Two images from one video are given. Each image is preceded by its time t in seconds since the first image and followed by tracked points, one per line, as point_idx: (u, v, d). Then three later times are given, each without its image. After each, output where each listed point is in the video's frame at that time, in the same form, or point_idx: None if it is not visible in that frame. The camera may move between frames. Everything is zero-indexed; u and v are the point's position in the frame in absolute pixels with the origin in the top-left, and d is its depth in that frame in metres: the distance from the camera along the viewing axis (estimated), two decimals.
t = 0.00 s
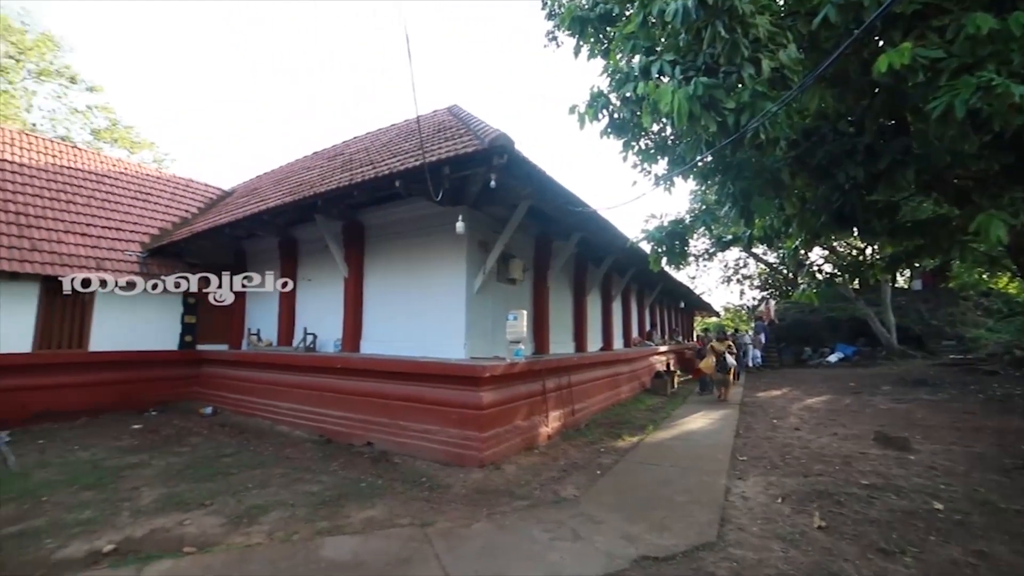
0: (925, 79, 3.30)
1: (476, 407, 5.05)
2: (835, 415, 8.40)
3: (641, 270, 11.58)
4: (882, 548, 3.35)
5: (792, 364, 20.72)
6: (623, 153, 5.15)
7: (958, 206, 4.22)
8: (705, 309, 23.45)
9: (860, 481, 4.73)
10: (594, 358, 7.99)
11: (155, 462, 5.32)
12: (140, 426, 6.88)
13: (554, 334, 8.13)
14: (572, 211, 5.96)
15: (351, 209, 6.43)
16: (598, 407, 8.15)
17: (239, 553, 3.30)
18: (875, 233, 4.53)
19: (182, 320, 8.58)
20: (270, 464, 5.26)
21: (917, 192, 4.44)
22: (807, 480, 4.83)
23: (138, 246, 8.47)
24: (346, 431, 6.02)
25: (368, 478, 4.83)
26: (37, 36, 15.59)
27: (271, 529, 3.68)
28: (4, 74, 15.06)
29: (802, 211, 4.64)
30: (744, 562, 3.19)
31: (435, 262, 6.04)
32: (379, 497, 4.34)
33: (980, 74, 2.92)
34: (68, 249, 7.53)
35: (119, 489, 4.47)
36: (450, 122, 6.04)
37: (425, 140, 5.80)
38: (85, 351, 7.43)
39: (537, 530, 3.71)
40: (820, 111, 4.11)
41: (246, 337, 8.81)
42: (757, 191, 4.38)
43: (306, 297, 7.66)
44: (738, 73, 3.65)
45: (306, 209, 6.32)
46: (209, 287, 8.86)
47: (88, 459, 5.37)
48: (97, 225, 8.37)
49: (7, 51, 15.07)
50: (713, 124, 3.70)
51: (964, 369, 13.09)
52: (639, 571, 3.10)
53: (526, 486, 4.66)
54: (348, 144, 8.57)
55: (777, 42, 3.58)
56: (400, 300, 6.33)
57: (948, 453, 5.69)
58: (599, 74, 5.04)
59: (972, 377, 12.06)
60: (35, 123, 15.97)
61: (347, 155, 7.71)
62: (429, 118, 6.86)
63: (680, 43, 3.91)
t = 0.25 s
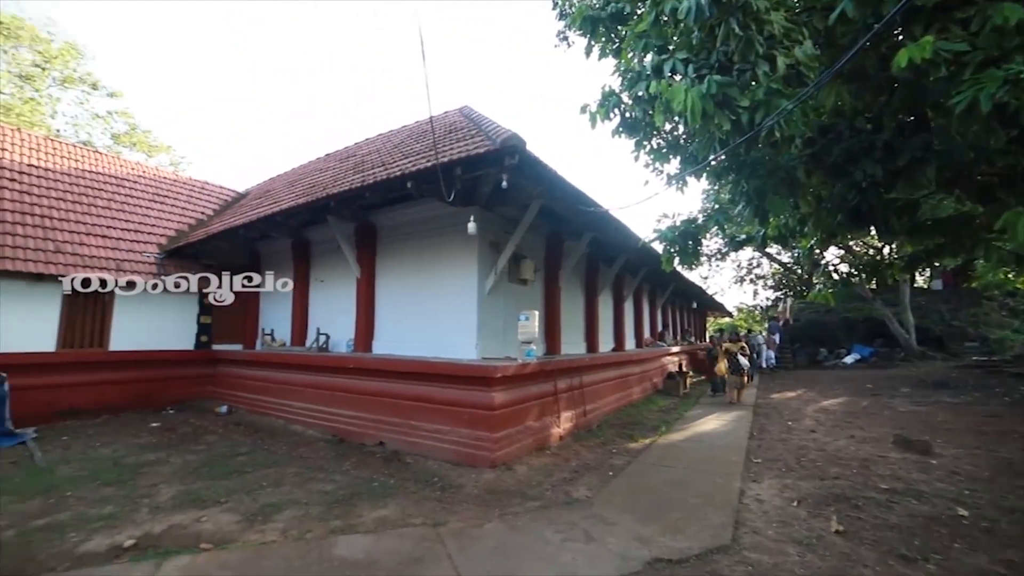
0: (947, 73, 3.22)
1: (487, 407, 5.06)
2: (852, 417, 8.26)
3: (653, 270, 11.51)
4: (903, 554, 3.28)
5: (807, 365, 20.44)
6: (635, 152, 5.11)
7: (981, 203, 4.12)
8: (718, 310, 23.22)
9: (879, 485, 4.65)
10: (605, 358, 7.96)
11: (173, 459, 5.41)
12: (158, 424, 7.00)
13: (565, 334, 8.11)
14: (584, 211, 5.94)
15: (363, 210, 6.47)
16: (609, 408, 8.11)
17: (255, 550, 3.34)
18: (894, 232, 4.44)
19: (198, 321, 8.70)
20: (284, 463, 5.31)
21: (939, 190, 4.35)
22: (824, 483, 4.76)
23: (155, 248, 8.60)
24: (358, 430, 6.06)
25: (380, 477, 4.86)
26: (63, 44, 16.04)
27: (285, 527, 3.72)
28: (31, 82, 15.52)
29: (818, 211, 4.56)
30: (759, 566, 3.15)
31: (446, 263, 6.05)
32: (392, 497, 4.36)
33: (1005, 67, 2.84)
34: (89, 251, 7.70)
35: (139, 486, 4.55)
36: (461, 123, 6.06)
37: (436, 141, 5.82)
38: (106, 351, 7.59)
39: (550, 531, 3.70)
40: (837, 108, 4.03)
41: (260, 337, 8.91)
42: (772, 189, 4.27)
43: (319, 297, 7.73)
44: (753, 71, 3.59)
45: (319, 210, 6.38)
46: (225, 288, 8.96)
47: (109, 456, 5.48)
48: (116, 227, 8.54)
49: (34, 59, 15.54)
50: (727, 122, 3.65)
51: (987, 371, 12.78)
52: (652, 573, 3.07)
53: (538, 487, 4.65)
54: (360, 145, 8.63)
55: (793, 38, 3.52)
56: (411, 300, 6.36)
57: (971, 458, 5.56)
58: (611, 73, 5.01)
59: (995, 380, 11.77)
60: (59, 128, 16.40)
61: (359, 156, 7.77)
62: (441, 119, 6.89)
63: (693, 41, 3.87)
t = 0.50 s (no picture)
0: (972, 65, 3.13)
1: (500, 407, 5.06)
2: (870, 418, 8.11)
3: (665, 269, 11.42)
4: (923, 559, 3.22)
5: (822, 365, 20.14)
6: (647, 150, 5.07)
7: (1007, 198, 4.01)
8: (731, 309, 22.98)
9: (899, 488, 4.56)
10: (617, 358, 7.92)
11: (191, 456, 5.49)
12: (176, 422, 7.11)
13: (577, 334, 8.08)
14: (596, 209, 5.91)
15: (375, 210, 6.51)
16: (621, 408, 8.06)
17: (271, 546, 3.38)
18: (914, 229, 4.34)
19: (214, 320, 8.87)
20: (299, 461, 5.37)
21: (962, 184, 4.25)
22: (841, 485, 4.68)
23: (170, 250, 8.73)
24: (371, 429, 6.11)
25: (393, 476, 4.88)
26: (84, 52, 16.38)
27: (300, 524, 3.76)
28: (55, 88, 15.89)
29: (835, 208, 4.50)
30: (775, 568, 3.11)
31: (458, 262, 6.07)
32: (405, 495, 4.38)
33: None
34: (107, 255, 7.88)
35: (158, 482, 4.63)
36: (472, 123, 6.07)
37: (447, 141, 5.84)
38: (126, 350, 7.77)
39: (562, 531, 3.69)
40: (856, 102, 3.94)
41: (273, 337, 9.01)
42: (787, 186, 4.22)
43: (331, 297, 7.80)
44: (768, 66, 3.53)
45: (331, 211, 6.43)
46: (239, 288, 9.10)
47: (129, 452, 5.59)
48: (134, 230, 8.71)
49: (58, 67, 15.94)
50: (741, 119, 3.58)
51: (1010, 372, 12.47)
52: (665, 574, 3.05)
53: (551, 486, 4.64)
54: (372, 146, 8.69)
55: (808, 32, 3.45)
56: (423, 299, 6.39)
57: (995, 461, 5.43)
58: (622, 71, 4.98)
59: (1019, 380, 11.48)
60: (81, 133, 16.78)
61: (371, 157, 7.81)
62: (451, 119, 6.90)
63: (706, 37, 3.82)
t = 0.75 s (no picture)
0: (995, 56, 3.05)
1: (511, 405, 5.06)
2: (887, 419, 7.99)
3: (676, 267, 11.34)
4: (942, 562, 3.16)
5: (836, 364, 19.88)
6: (657, 148, 5.03)
7: None
8: (743, 308, 22.76)
9: (917, 490, 4.48)
10: (628, 357, 7.88)
11: (206, 453, 5.57)
12: (191, 419, 7.22)
13: (588, 332, 8.06)
14: (606, 208, 5.88)
15: (385, 210, 6.54)
16: (632, 407, 8.02)
17: (285, 543, 3.42)
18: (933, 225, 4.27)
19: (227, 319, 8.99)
20: (312, 459, 5.42)
21: (984, 178, 4.19)
22: (856, 486, 4.62)
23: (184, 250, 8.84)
24: (383, 427, 6.15)
25: (404, 474, 4.90)
26: (103, 57, 16.69)
27: (313, 521, 3.80)
28: (75, 93, 16.25)
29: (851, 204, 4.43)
30: (790, 570, 3.08)
31: (468, 261, 6.08)
32: (416, 493, 4.40)
33: None
34: (123, 256, 8.03)
35: (175, 478, 4.71)
36: (482, 122, 6.07)
37: (457, 141, 5.85)
38: (143, 348, 7.91)
39: (573, 530, 3.68)
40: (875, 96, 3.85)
41: (285, 336, 9.10)
42: (801, 182, 4.15)
43: (342, 296, 7.85)
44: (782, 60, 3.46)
45: (342, 211, 6.47)
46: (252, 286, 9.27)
47: (147, 449, 5.69)
48: (149, 231, 8.86)
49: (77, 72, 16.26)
50: (755, 115, 3.52)
51: None
52: (678, 574, 3.03)
53: (561, 485, 4.63)
54: (382, 146, 8.73)
55: (824, 26, 3.37)
56: (434, 299, 6.41)
57: (1016, 463, 5.32)
58: (633, 69, 4.95)
59: None
60: (99, 137, 17.12)
61: (381, 157, 7.85)
62: (462, 118, 6.91)
63: (718, 32, 3.76)
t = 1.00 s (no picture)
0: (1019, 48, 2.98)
1: (522, 405, 5.05)
2: (905, 420, 7.84)
3: (687, 266, 11.25)
4: (963, 567, 3.09)
5: (852, 364, 19.59)
6: (668, 146, 4.98)
7: None
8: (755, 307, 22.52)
9: (936, 493, 4.40)
10: (639, 357, 7.84)
11: (220, 452, 5.64)
12: (206, 418, 7.32)
13: (598, 332, 8.03)
14: (617, 206, 5.85)
15: (396, 211, 6.57)
16: (643, 407, 7.97)
17: (299, 541, 3.45)
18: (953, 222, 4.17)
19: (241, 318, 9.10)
20: (324, 458, 5.46)
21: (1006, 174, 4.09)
22: (873, 488, 4.54)
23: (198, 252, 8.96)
24: (394, 427, 6.18)
25: (415, 473, 4.92)
26: (120, 63, 16.93)
27: (325, 519, 3.83)
28: (94, 99, 16.55)
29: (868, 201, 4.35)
30: (806, 572, 3.03)
31: (479, 261, 6.08)
32: (427, 492, 4.42)
33: None
34: (139, 258, 8.16)
35: (190, 476, 4.77)
36: (492, 122, 6.07)
37: (467, 140, 5.85)
38: (158, 348, 8.03)
39: (585, 530, 3.67)
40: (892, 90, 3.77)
41: (297, 336, 9.18)
42: (815, 178, 4.09)
43: (353, 296, 7.90)
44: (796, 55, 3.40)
45: (353, 212, 6.51)
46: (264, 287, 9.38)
47: (164, 447, 5.78)
48: (164, 232, 8.99)
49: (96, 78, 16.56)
50: (768, 111, 3.47)
51: None
52: None
53: (572, 485, 4.62)
54: (392, 146, 8.76)
55: (839, 19, 3.31)
56: (444, 298, 6.42)
57: None
58: (644, 66, 4.91)
59: None
60: (117, 141, 17.42)
61: (391, 157, 7.88)
62: (471, 118, 6.91)
63: (730, 28, 3.71)
